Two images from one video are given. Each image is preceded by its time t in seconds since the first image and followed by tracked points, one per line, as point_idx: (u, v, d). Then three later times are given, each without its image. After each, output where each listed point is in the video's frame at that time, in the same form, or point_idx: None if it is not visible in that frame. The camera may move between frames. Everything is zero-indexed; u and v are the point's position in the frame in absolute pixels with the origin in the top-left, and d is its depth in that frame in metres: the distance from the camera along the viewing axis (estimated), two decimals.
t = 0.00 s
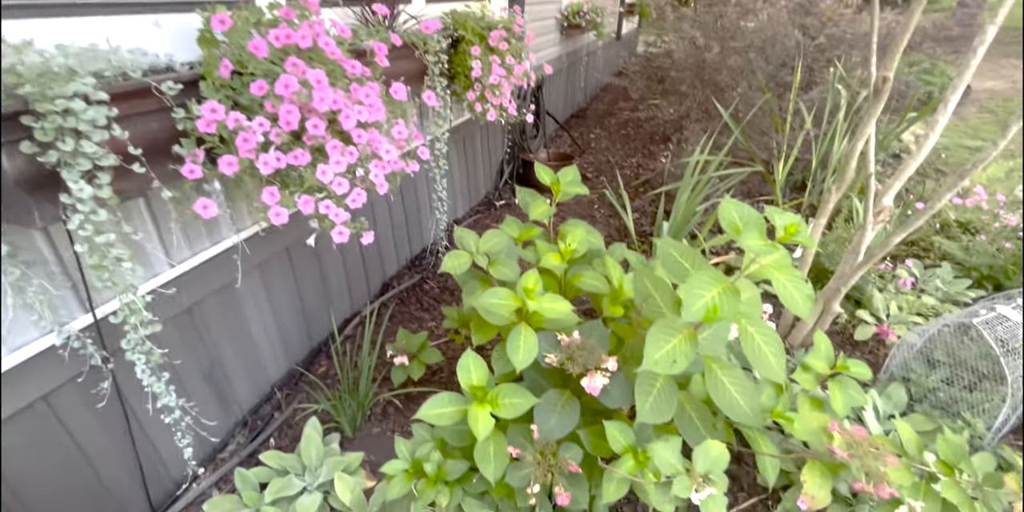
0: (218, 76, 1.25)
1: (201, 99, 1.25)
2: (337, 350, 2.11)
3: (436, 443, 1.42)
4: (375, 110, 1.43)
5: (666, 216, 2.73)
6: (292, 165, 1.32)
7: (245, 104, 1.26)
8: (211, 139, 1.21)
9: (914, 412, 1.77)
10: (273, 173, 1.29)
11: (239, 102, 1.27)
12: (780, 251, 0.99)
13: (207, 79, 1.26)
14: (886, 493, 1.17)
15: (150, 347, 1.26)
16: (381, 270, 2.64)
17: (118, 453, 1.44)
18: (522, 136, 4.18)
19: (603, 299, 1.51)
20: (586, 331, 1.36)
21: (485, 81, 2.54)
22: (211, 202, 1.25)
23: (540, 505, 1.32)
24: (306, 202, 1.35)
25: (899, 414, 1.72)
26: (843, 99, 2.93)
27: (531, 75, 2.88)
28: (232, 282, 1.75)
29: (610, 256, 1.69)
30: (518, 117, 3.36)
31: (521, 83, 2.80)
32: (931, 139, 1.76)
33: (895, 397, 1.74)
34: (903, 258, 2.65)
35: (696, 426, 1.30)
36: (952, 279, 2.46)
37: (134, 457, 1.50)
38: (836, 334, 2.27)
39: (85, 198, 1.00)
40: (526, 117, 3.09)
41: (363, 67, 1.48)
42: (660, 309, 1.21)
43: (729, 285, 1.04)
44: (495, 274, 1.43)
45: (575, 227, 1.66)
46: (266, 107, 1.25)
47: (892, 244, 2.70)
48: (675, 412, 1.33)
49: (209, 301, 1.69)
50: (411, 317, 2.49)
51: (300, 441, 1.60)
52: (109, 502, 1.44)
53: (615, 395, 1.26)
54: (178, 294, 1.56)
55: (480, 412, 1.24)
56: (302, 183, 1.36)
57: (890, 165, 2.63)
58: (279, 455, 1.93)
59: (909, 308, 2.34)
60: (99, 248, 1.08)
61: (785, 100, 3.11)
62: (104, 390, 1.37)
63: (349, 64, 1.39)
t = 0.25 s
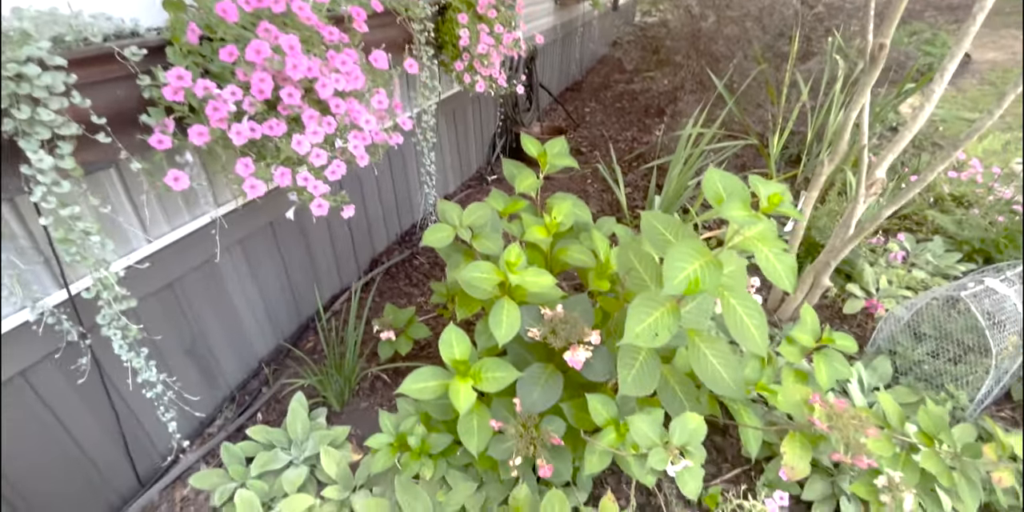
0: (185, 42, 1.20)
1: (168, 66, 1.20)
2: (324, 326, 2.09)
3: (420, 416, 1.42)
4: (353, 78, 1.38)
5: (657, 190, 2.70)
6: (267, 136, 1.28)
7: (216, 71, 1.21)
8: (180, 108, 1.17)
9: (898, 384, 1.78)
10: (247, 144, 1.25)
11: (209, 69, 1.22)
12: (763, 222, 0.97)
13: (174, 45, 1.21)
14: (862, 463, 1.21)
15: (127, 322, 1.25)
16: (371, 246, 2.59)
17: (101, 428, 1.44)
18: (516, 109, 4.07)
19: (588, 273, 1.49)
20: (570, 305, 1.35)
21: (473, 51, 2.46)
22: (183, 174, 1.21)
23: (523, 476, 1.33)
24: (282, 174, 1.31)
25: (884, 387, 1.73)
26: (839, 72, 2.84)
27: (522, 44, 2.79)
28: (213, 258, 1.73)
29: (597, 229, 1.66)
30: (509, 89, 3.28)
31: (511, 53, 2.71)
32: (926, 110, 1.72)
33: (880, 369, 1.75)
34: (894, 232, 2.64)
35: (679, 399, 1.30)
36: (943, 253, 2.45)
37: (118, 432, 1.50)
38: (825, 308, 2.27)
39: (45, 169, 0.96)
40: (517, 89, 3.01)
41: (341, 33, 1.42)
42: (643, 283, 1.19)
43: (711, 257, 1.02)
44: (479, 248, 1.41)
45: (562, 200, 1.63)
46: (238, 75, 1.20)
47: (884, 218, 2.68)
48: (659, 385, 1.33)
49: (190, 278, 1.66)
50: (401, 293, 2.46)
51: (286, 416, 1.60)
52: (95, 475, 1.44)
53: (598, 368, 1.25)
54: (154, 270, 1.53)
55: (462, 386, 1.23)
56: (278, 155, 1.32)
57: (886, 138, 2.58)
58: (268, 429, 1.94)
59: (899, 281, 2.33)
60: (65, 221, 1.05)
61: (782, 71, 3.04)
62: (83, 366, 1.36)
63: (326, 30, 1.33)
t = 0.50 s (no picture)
0: (153, 11, 1.15)
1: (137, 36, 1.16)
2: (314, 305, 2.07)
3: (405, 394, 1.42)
4: (332, 50, 1.33)
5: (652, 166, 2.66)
6: (243, 110, 1.25)
7: (187, 42, 1.17)
8: (149, 81, 1.13)
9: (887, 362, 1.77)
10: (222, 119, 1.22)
11: (180, 40, 1.18)
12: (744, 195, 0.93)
13: (142, 14, 1.16)
14: (842, 440, 1.25)
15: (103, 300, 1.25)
16: (363, 224, 2.55)
17: (89, 409, 1.40)
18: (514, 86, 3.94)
19: (575, 250, 1.47)
20: (555, 282, 1.33)
21: (463, 23, 2.39)
22: (156, 149, 1.18)
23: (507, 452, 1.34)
24: (260, 150, 1.28)
25: (873, 364, 1.72)
26: (840, 44, 2.76)
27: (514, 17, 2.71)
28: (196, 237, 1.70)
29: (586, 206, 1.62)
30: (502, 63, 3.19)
31: (503, 25, 2.64)
32: (926, 82, 1.67)
33: (870, 347, 1.73)
34: (892, 209, 2.60)
35: (665, 376, 1.30)
36: (940, 230, 2.42)
37: (107, 412, 1.46)
38: (819, 286, 2.25)
39: (8, 143, 0.93)
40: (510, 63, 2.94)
41: (318, 2, 1.37)
42: (628, 260, 1.17)
43: (694, 232, 0.99)
44: (463, 224, 1.39)
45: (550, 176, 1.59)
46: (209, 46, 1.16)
47: (882, 194, 2.64)
48: (644, 362, 1.32)
49: (174, 256, 1.65)
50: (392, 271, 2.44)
51: (273, 394, 1.61)
52: (87, 458, 1.38)
53: (581, 345, 1.24)
54: (134, 248, 1.50)
55: (445, 364, 1.23)
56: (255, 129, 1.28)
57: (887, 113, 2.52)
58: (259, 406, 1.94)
59: (893, 259, 2.31)
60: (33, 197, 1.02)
61: (782, 44, 2.96)
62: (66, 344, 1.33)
63: None
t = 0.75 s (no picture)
0: None
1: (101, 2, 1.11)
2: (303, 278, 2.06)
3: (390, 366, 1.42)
4: (309, 15, 1.28)
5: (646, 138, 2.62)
6: (215, 78, 1.22)
7: (155, 6, 1.14)
8: (116, 46, 1.10)
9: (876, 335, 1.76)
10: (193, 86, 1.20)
11: (148, 4, 1.14)
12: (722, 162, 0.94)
13: None
14: (816, 411, 1.27)
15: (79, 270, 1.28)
16: (354, 197, 2.51)
17: (77, 382, 1.39)
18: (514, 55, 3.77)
19: (560, 223, 1.45)
20: (538, 255, 1.31)
21: None
22: (127, 118, 1.16)
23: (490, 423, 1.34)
24: (234, 119, 1.27)
25: (861, 337, 1.71)
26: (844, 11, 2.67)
27: None
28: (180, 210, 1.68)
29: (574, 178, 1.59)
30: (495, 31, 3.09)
31: None
32: (925, 49, 1.62)
33: (859, 320, 1.72)
34: (891, 184, 2.60)
35: (647, 348, 1.30)
36: (938, 204, 2.39)
37: (96, 385, 1.46)
38: (812, 260, 2.22)
39: None
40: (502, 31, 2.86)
41: None
42: (608, 231, 1.15)
43: (672, 202, 0.98)
44: (445, 196, 1.37)
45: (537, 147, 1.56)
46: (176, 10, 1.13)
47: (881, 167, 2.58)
48: (627, 334, 1.32)
49: (158, 229, 1.62)
50: (384, 246, 2.42)
51: (260, 366, 1.62)
52: (78, 427, 1.41)
53: (562, 317, 1.23)
54: (117, 220, 1.48)
55: (425, 335, 1.22)
56: (230, 98, 1.27)
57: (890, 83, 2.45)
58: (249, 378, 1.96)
59: (889, 233, 2.27)
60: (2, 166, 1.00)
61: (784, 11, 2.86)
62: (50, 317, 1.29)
63: None
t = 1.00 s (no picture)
0: None
1: None
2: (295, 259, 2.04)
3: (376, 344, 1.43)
4: None
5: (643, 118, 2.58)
6: (196, 55, 1.21)
7: None
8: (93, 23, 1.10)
9: (867, 317, 1.75)
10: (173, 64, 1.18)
11: None
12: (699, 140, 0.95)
13: None
14: (796, 390, 1.24)
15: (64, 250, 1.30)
16: (348, 178, 2.48)
17: (68, 358, 1.40)
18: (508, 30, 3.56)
19: (547, 202, 1.43)
20: (523, 235, 1.30)
21: None
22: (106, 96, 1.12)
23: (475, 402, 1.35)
24: (215, 97, 1.24)
25: (852, 320, 1.70)
26: None
27: None
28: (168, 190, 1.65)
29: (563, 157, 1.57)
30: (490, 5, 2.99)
31: None
32: (927, 24, 1.57)
33: (850, 303, 1.71)
34: (891, 165, 2.55)
35: (632, 327, 1.30)
36: (938, 186, 2.34)
37: (88, 361, 1.48)
38: (807, 242, 2.20)
39: None
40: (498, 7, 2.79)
41: None
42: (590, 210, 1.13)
43: (651, 180, 0.97)
44: (429, 175, 1.36)
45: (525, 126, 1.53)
46: None
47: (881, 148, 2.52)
48: (612, 314, 1.32)
49: (150, 209, 1.58)
50: (378, 228, 2.40)
51: (251, 345, 1.63)
52: (71, 403, 1.37)
53: (546, 297, 1.23)
54: (101, 200, 1.46)
55: (408, 315, 1.23)
56: (210, 76, 1.24)
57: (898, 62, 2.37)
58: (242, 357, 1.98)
59: (887, 215, 2.23)
60: None
61: None
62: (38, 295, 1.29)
63: None
